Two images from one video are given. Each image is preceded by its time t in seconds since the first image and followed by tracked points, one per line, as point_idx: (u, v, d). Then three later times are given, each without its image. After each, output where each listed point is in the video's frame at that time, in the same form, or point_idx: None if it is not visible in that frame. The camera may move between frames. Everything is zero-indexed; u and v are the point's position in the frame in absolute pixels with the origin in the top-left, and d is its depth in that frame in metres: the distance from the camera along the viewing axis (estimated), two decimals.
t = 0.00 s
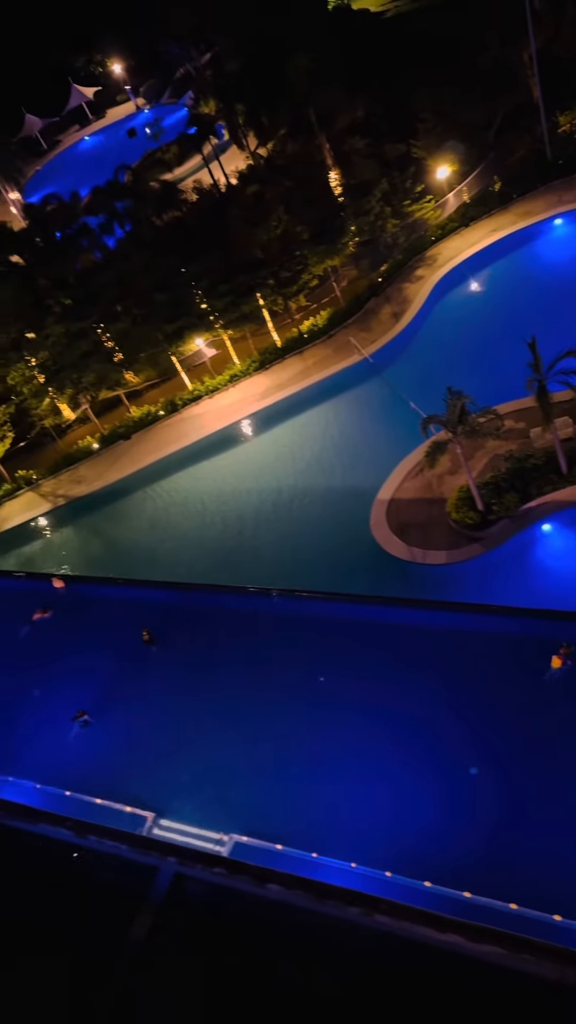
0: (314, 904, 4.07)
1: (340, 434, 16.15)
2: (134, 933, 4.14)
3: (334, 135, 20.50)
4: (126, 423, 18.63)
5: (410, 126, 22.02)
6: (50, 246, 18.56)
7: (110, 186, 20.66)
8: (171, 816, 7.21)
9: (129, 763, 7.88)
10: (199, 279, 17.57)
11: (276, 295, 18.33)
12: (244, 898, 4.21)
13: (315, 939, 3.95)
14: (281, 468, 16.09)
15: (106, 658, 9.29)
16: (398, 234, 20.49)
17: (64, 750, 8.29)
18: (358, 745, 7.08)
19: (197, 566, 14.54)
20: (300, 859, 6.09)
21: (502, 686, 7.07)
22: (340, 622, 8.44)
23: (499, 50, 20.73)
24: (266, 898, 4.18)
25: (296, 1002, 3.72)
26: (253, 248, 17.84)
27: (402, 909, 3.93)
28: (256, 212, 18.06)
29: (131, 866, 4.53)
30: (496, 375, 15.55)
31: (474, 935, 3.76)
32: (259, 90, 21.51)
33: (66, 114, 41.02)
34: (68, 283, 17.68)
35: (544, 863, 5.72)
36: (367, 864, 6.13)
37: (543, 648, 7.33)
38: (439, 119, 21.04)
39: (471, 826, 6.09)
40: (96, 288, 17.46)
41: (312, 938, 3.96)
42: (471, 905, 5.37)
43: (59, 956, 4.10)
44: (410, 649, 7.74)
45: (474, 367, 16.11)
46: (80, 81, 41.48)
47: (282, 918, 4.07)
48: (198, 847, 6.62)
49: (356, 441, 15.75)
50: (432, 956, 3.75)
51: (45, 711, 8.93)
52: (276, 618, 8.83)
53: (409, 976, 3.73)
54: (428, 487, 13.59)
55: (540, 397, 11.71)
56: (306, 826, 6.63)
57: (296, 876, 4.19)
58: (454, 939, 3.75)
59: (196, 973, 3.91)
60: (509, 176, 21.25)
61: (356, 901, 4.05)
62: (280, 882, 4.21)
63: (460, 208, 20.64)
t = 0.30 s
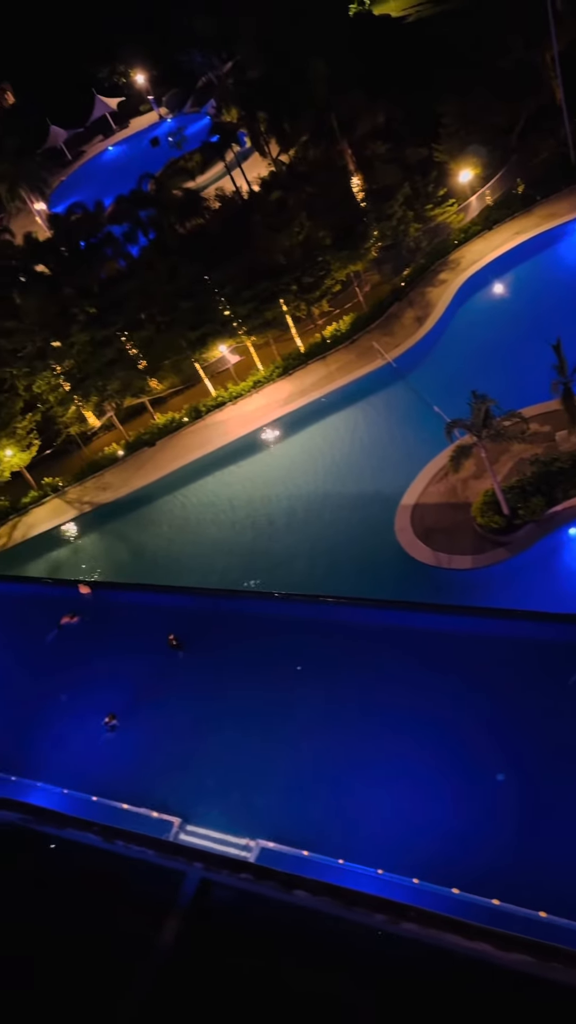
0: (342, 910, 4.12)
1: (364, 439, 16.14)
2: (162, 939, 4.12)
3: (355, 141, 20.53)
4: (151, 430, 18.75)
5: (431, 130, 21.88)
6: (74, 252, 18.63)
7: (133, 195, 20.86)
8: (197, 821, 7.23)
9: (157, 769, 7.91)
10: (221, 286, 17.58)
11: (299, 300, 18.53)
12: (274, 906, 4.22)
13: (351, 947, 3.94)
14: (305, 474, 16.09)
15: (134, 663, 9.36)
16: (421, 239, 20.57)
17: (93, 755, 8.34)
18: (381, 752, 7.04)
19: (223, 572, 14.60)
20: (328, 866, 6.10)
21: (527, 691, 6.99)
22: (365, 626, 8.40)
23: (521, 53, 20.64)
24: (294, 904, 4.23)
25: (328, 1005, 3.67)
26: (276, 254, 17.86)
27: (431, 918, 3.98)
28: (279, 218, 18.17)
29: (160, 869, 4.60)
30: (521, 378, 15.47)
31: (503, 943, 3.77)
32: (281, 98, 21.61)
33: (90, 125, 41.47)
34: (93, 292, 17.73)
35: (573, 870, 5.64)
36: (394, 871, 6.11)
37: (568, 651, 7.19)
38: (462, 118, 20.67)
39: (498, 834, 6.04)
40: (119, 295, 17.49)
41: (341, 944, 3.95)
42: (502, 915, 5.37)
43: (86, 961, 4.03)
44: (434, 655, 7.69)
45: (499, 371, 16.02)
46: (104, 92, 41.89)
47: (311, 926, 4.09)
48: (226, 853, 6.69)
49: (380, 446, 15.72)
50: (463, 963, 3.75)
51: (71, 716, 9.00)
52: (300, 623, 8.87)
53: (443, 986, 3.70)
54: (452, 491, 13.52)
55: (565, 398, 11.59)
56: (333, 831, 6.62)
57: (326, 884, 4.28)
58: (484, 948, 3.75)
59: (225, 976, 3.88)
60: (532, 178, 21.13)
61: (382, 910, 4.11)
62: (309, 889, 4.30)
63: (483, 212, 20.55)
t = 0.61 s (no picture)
0: (368, 918, 4.08)
1: (387, 443, 16.10)
2: (188, 943, 4.12)
3: (376, 146, 20.52)
4: (174, 436, 18.85)
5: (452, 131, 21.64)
6: (98, 261, 18.77)
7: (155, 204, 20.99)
8: (221, 826, 7.20)
9: (182, 774, 7.91)
10: (243, 292, 17.66)
11: (320, 306, 18.55)
12: (299, 913, 4.20)
13: (379, 955, 3.91)
14: (327, 479, 16.07)
15: (159, 669, 9.39)
16: (442, 242, 20.31)
17: (119, 759, 8.36)
18: (406, 758, 6.98)
19: (246, 577, 14.61)
20: (354, 872, 6.04)
21: (553, 698, 6.91)
22: (390, 631, 8.36)
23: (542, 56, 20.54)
24: (320, 910, 4.18)
25: (355, 1013, 3.65)
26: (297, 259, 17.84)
27: (458, 925, 3.93)
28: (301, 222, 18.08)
29: (187, 877, 4.63)
30: (545, 381, 15.35)
31: (531, 953, 3.73)
32: (302, 104, 21.67)
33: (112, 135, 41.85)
34: (116, 298, 17.76)
35: None
36: (421, 877, 6.03)
37: None
38: (483, 124, 20.52)
39: (525, 840, 5.95)
40: (141, 303, 17.58)
41: (367, 951, 3.94)
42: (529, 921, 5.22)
43: (111, 966, 4.05)
44: (458, 661, 7.63)
45: (522, 374, 15.91)
46: (126, 102, 42.23)
47: (336, 931, 4.07)
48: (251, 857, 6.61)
49: (403, 450, 15.67)
50: (491, 971, 3.70)
51: (97, 720, 9.04)
52: (324, 628, 8.86)
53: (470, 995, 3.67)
54: (476, 495, 13.45)
55: None
56: (357, 836, 6.57)
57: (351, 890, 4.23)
58: (512, 955, 3.70)
59: (250, 982, 3.87)
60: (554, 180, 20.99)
61: (410, 916, 4.05)
62: (334, 896, 4.25)
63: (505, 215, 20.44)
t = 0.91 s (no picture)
0: (392, 924, 4.03)
1: (409, 448, 16.03)
2: (212, 951, 4.10)
3: (395, 150, 20.48)
4: (196, 443, 18.92)
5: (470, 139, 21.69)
6: (119, 269, 18.92)
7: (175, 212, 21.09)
8: (244, 832, 7.18)
9: (204, 780, 7.89)
10: (263, 299, 17.72)
11: (340, 311, 18.55)
12: (322, 920, 4.17)
13: (405, 962, 3.88)
14: (349, 484, 16.03)
15: (182, 673, 9.42)
16: (463, 246, 20.24)
17: (143, 764, 8.40)
18: (431, 765, 6.92)
19: (268, 583, 14.62)
20: (377, 879, 5.98)
21: None
22: (414, 638, 8.32)
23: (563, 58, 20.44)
24: (343, 918, 4.14)
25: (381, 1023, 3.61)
26: (318, 266, 17.85)
27: (483, 934, 3.89)
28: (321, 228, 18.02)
29: (209, 883, 4.60)
30: (566, 384, 15.22)
31: (559, 962, 3.67)
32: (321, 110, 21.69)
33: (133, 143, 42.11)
34: (138, 307, 17.95)
35: None
36: (445, 885, 5.95)
37: None
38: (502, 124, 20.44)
39: (551, 848, 5.84)
40: (162, 311, 17.72)
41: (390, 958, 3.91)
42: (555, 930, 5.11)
43: (135, 976, 4.06)
44: (482, 668, 7.59)
45: (544, 377, 15.80)
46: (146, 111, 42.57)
47: (361, 940, 4.04)
48: (273, 865, 6.55)
49: (425, 455, 15.60)
50: (518, 982, 3.65)
51: (120, 725, 9.08)
52: (346, 634, 8.85)
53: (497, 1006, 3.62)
54: (499, 499, 13.39)
55: None
56: (381, 843, 6.49)
57: (374, 897, 4.19)
58: (539, 966, 3.66)
59: (276, 993, 3.85)
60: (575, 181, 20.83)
61: (434, 923, 4.01)
62: (358, 903, 4.21)
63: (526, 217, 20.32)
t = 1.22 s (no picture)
0: (416, 932, 4.04)
1: (431, 453, 15.97)
2: (235, 955, 4.09)
3: (414, 155, 20.45)
4: (216, 449, 18.96)
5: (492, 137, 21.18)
6: (139, 276, 18.98)
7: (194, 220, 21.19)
8: (267, 838, 7.18)
9: (226, 786, 7.89)
10: (283, 305, 17.64)
11: (360, 316, 18.55)
12: (346, 927, 4.18)
13: (430, 968, 3.89)
14: (370, 489, 15.99)
15: (205, 679, 9.43)
16: (482, 250, 20.17)
17: (166, 770, 8.41)
18: (455, 773, 6.85)
19: (290, 589, 14.61)
20: (400, 885, 5.93)
21: None
22: (438, 643, 8.27)
23: None
24: (367, 926, 4.15)
25: None
26: (337, 271, 17.85)
27: (509, 942, 3.90)
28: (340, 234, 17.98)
29: (233, 890, 4.62)
30: None
31: None
32: (339, 117, 21.73)
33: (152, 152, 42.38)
34: (158, 314, 17.93)
35: None
36: (468, 891, 5.89)
37: None
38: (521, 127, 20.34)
39: None
40: (183, 317, 17.72)
41: (415, 963, 3.91)
42: None
43: (159, 978, 4.06)
44: (505, 672, 7.54)
45: (566, 379, 15.67)
46: (166, 120, 42.90)
47: (386, 947, 4.05)
48: (296, 871, 6.51)
49: (446, 459, 15.53)
50: (547, 992, 3.65)
51: (143, 731, 9.10)
52: (367, 639, 8.83)
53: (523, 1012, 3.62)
54: (521, 504, 13.31)
55: None
56: (405, 849, 6.45)
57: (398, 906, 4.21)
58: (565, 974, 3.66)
59: (299, 997, 3.85)
60: None
61: (458, 932, 4.02)
62: (381, 910, 4.22)
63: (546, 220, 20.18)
